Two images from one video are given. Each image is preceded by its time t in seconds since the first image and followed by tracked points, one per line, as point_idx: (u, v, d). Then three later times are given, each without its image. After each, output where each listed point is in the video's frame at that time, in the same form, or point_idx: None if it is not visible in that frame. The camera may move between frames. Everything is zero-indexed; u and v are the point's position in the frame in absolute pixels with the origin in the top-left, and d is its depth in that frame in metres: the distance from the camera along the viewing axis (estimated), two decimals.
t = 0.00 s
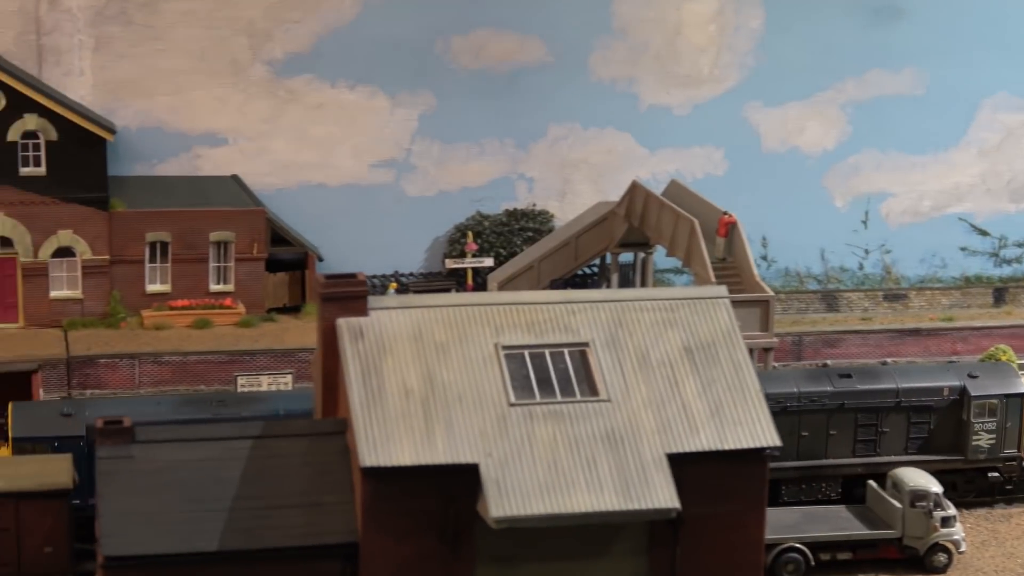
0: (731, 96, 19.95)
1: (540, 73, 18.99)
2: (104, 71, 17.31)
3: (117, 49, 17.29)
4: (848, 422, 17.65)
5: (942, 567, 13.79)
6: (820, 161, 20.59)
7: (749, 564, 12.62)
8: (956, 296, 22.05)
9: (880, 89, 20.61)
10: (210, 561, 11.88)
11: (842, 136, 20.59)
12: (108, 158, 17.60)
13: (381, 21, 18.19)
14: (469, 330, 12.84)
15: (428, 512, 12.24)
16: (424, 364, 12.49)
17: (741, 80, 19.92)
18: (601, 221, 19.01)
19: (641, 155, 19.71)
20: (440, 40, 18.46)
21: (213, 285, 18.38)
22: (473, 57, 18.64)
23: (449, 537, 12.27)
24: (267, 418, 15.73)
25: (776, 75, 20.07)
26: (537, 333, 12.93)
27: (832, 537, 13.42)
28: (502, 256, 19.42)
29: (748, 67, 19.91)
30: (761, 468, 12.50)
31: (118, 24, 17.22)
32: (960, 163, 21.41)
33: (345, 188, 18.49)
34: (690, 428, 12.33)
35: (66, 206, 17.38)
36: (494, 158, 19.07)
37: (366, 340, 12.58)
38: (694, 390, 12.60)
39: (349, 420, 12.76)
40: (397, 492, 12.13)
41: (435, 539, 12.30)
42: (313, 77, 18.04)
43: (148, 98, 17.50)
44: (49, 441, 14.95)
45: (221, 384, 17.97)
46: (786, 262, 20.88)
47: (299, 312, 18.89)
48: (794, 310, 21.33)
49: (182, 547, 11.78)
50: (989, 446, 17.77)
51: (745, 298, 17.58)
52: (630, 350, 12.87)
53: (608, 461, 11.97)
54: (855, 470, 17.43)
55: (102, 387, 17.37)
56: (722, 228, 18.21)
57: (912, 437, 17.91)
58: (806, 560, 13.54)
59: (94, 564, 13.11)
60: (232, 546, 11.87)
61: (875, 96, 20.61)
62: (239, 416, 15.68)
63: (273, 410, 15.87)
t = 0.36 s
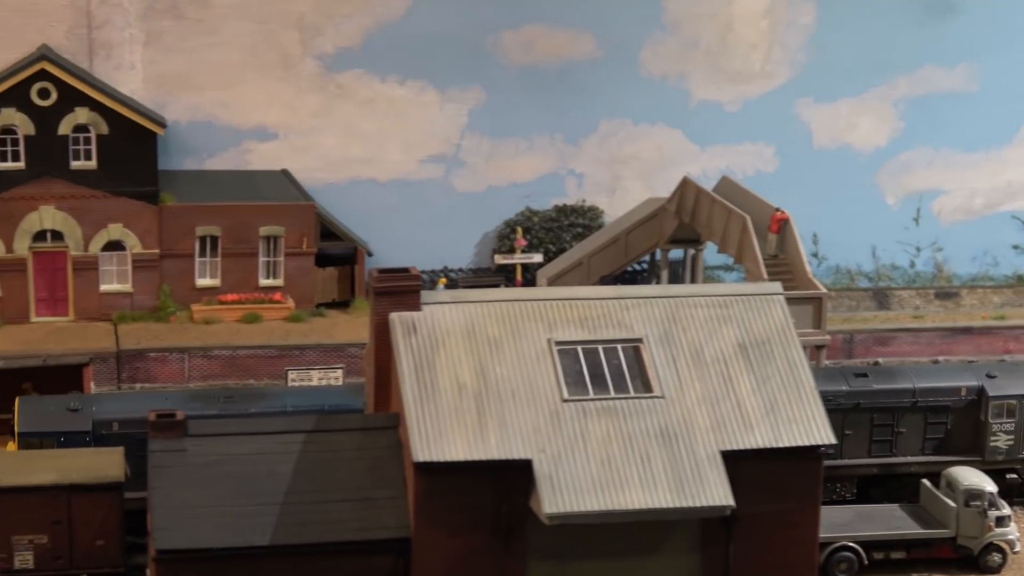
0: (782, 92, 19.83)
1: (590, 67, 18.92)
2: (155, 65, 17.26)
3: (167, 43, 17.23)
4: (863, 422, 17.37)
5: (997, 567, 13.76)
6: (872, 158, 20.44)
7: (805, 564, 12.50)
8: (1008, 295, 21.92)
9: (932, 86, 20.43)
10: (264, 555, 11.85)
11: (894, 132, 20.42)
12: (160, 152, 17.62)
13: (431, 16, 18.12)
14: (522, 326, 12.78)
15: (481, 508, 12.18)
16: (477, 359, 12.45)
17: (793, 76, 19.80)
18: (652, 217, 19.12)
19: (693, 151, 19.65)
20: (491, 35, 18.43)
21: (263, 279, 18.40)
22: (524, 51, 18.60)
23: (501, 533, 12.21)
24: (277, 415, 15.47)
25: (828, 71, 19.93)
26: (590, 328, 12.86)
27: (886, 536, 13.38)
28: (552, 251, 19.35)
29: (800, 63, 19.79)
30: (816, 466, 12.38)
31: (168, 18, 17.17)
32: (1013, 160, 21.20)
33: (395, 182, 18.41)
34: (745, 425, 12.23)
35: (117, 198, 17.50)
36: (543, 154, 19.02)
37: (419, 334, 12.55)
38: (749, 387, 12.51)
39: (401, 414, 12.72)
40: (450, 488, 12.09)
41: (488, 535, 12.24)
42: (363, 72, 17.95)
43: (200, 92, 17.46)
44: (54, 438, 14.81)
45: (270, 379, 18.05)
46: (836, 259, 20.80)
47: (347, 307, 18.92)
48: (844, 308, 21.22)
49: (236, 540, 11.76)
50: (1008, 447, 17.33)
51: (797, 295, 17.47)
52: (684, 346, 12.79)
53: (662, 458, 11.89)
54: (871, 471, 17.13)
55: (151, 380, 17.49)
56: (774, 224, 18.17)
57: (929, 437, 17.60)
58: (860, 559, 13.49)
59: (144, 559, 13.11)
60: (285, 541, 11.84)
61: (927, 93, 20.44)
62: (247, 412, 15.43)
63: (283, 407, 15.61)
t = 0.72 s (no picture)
0: (835, 88, 19.68)
1: (641, 63, 18.75)
2: (208, 61, 17.09)
3: (220, 39, 17.06)
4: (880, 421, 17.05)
5: None
6: (925, 154, 20.28)
7: (862, 560, 12.48)
8: None
9: (984, 82, 20.31)
10: (321, 552, 11.87)
11: (946, 129, 20.25)
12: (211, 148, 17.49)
13: (483, 13, 17.96)
14: (578, 322, 12.73)
15: (538, 505, 12.16)
16: (533, 356, 12.43)
17: (845, 73, 19.65)
18: (703, 214, 19.05)
19: (744, 148, 19.51)
20: (543, 31, 18.29)
21: (314, 276, 18.31)
22: (577, 48, 18.45)
23: (558, 530, 12.18)
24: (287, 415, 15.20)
25: (880, 67, 19.78)
26: (647, 325, 12.80)
27: (942, 534, 13.43)
28: (603, 248, 19.31)
29: (852, 60, 19.63)
30: (874, 463, 12.33)
31: (220, 14, 16.99)
32: None
33: (446, 179, 18.30)
34: (803, 422, 12.18)
35: (170, 195, 17.36)
36: (594, 151, 18.86)
37: (475, 331, 12.53)
38: (806, 384, 12.45)
39: (457, 410, 12.69)
40: (507, 485, 12.08)
41: (545, 532, 12.22)
42: (414, 69, 17.79)
43: (252, 88, 17.29)
44: (64, 435, 14.61)
45: (322, 375, 17.90)
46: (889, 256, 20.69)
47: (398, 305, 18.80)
48: (897, 304, 21.11)
49: (293, 536, 11.79)
50: None
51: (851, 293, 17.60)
52: (741, 343, 12.73)
53: (720, 456, 11.86)
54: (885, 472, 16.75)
55: (204, 376, 17.34)
56: (829, 220, 18.22)
57: (947, 436, 17.34)
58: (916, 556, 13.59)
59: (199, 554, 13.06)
60: (343, 537, 11.86)
61: (979, 89, 20.32)
62: (257, 410, 15.08)
63: (294, 405, 15.34)
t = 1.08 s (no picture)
0: (886, 85, 19.74)
1: (692, 60, 18.91)
2: (258, 58, 17.51)
3: (270, 36, 17.46)
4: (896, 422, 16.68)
5: None
6: (976, 152, 20.24)
7: (918, 560, 12.41)
8: None
9: None
10: (375, 549, 11.88)
11: (998, 126, 20.20)
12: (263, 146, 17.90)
13: (533, 11, 18.22)
14: (634, 320, 12.69)
15: (593, 503, 12.13)
16: (589, 354, 12.39)
17: (896, 70, 19.70)
18: (755, 212, 18.95)
19: (795, 145, 19.64)
20: (592, 28, 18.48)
21: (365, 273, 18.64)
22: (625, 45, 18.64)
23: (614, 529, 12.14)
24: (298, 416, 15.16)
25: (931, 65, 19.75)
26: (703, 322, 12.77)
27: (997, 534, 13.45)
28: (652, 246, 19.45)
29: (903, 56, 19.65)
30: (931, 463, 12.26)
31: (271, 12, 17.38)
32: None
33: (496, 176, 18.61)
34: (860, 421, 12.12)
35: (220, 192, 17.76)
36: (644, 148, 19.11)
37: (530, 329, 12.50)
38: (864, 383, 12.39)
39: (511, 407, 12.65)
40: (562, 483, 12.05)
41: (601, 530, 12.18)
42: (463, 65, 18.10)
43: (302, 86, 17.70)
44: (73, 433, 14.67)
45: (373, 372, 17.76)
46: (940, 253, 20.58)
47: (448, 301, 19.08)
48: (947, 302, 20.68)
49: (346, 534, 11.80)
50: None
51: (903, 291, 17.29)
52: (798, 342, 12.68)
53: (776, 455, 11.81)
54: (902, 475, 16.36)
55: (255, 373, 17.24)
56: (881, 218, 17.80)
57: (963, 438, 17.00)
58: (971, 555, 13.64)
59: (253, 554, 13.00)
60: (397, 535, 11.87)
61: None
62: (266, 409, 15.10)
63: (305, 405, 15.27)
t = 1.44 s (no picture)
0: (940, 83, 19.27)
1: (742, 59, 18.53)
2: (310, 57, 17.19)
3: (323, 35, 17.13)
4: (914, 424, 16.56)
5: None
6: None
7: (976, 563, 12.35)
8: None
9: None
10: (433, 549, 11.87)
11: None
12: (313, 145, 17.59)
13: (585, 7, 17.89)
14: (691, 320, 12.67)
15: (651, 504, 12.08)
16: (647, 355, 12.37)
17: (951, 69, 19.24)
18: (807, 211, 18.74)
19: (847, 144, 19.23)
20: (643, 27, 18.12)
21: (416, 272, 18.40)
22: (677, 43, 18.28)
23: (672, 530, 12.10)
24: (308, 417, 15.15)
25: (985, 63, 19.35)
26: (761, 324, 12.74)
27: None
28: (702, 246, 19.08)
29: (957, 55, 19.22)
30: (991, 466, 12.21)
31: (324, 10, 17.05)
32: None
33: (546, 175, 18.18)
34: (920, 424, 12.06)
35: (272, 190, 17.58)
36: (696, 147, 18.70)
37: (588, 330, 12.49)
38: (923, 385, 12.33)
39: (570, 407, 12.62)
40: (620, 484, 12.00)
41: (658, 531, 12.14)
42: (515, 64, 17.72)
43: (355, 84, 17.34)
44: (85, 433, 14.61)
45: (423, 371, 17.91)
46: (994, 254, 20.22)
47: (498, 300, 18.73)
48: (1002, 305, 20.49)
49: (405, 534, 11.77)
50: None
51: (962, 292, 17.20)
52: (856, 343, 12.63)
53: (836, 457, 11.76)
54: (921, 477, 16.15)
55: (306, 372, 17.41)
56: (936, 218, 17.70)
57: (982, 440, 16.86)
58: None
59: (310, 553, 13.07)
60: (455, 536, 11.84)
61: None
62: (277, 410, 15.04)
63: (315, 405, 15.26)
